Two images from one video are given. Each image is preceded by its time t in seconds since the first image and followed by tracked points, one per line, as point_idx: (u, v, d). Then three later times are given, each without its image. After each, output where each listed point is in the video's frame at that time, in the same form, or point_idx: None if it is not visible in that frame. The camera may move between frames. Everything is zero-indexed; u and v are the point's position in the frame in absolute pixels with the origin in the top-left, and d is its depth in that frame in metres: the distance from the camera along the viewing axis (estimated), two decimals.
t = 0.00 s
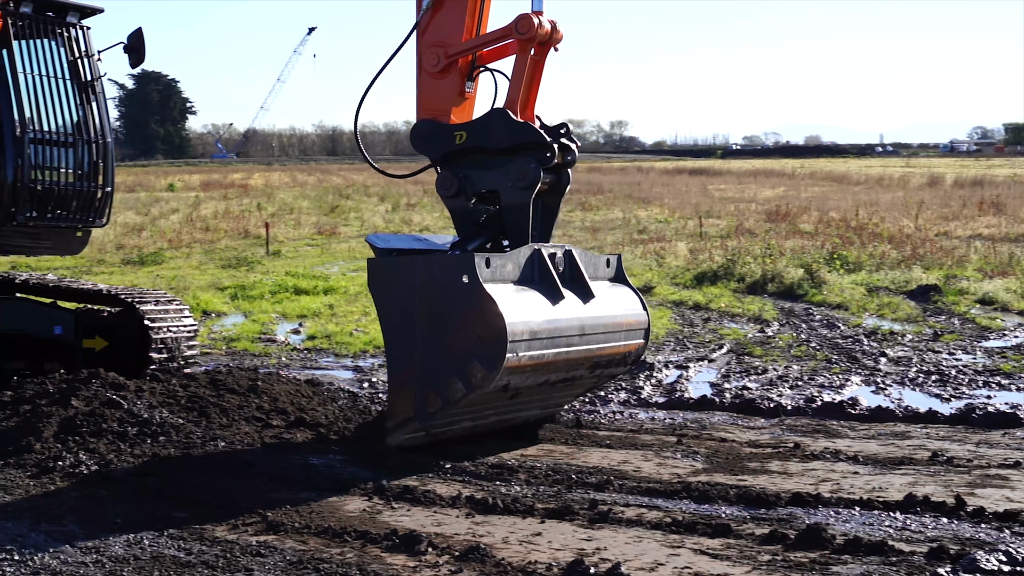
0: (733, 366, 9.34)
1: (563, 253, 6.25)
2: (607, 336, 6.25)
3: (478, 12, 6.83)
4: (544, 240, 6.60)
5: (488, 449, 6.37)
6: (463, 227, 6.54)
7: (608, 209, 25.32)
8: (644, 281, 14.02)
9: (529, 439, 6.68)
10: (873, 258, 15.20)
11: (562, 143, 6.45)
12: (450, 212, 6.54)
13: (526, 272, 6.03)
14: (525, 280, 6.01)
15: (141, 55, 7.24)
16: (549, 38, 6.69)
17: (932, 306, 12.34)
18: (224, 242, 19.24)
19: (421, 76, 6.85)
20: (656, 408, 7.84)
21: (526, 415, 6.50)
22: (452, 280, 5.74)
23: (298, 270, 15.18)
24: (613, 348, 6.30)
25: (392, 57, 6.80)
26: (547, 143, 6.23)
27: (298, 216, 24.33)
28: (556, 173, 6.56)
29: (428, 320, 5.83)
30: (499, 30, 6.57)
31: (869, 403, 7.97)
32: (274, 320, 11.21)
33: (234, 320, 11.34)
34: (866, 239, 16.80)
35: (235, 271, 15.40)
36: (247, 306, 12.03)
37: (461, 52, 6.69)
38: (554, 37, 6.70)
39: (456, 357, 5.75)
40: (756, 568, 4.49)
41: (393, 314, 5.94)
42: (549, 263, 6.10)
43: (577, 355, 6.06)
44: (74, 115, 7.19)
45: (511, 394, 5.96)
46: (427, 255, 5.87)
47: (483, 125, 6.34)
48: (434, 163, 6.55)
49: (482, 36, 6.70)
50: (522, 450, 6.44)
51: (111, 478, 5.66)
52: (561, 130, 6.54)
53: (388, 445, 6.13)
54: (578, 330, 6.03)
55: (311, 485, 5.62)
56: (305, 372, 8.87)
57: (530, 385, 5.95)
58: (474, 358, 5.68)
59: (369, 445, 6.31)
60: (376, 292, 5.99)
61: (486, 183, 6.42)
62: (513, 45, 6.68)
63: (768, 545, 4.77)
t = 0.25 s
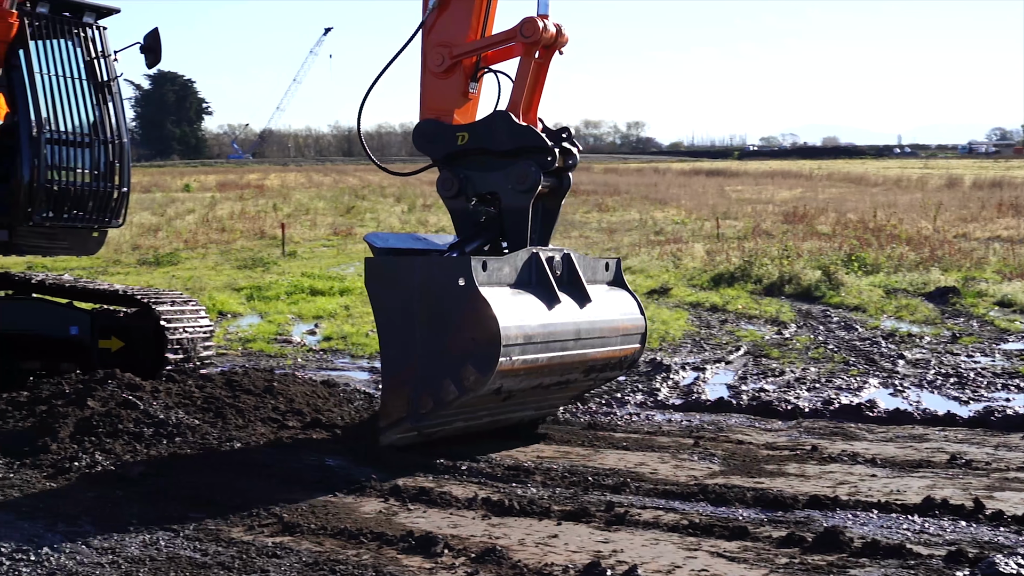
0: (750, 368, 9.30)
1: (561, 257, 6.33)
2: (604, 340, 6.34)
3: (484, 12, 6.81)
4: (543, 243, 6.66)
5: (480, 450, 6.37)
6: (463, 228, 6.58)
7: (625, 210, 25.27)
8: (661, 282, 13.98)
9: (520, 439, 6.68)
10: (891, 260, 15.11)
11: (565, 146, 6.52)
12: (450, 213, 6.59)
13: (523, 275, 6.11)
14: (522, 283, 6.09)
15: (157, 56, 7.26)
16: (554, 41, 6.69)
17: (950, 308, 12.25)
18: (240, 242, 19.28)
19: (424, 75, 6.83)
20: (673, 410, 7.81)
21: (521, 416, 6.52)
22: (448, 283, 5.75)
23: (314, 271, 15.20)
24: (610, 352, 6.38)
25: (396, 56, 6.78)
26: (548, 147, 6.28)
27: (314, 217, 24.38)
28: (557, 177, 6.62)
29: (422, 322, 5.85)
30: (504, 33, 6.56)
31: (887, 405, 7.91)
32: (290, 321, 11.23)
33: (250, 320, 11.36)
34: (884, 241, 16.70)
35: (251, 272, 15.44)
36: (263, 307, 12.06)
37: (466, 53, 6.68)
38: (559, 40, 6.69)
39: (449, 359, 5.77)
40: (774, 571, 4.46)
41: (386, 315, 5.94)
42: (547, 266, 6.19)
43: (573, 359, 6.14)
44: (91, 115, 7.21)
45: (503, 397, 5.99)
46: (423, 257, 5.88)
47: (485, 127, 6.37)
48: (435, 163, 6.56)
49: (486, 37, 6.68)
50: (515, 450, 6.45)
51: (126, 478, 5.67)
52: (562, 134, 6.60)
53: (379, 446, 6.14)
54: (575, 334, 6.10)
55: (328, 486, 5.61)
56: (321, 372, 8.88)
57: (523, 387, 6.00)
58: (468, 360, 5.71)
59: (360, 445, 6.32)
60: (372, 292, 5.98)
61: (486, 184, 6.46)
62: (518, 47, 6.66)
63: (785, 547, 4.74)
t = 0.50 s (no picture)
0: (766, 369, 9.26)
1: (559, 261, 6.32)
2: (600, 344, 6.34)
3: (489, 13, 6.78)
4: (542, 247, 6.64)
5: (476, 449, 6.41)
6: (462, 229, 6.60)
7: (639, 211, 25.25)
8: (676, 283, 13.93)
9: (524, 438, 6.71)
10: (908, 261, 15.02)
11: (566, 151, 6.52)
12: (450, 213, 6.61)
13: (520, 279, 6.11)
14: (519, 286, 6.09)
15: (173, 56, 7.29)
16: (559, 44, 6.66)
17: (967, 310, 12.17)
18: (255, 243, 19.34)
19: (429, 76, 6.81)
20: (688, 412, 7.78)
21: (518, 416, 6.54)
22: (444, 286, 5.77)
23: (328, 272, 15.22)
24: (605, 356, 6.39)
25: (400, 56, 6.76)
26: (549, 152, 6.28)
27: (329, 218, 24.43)
28: (558, 180, 6.58)
29: (418, 323, 5.87)
30: (508, 36, 6.53)
31: (904, 407, 7.86)
32: (304, 321, 11.24)
33: (264, 321, 11.39)
34: (900, 242, 16.61)
35: (266, 272, 15.48)
36: (278, 308, 12.08)
37: (470, 55, 6.66)
38: (564, 43, 6.67)
39: (443, 361, 5.80)
40: (790, 573, 4.43)
41: (383, 315, 5.98)
42: (544, 270, 6.18)
43: (568, 363, 6.14)
44: (106, 115, 7.23)
45: (496, 400, 6.02)
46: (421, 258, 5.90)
47: (487, 129, 6.40)
48: (437, 163, 6.60)
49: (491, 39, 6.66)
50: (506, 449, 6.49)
51: (141, 478, 5.68)
52: (563, 139, 6.59)
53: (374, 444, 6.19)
54: (570, 338, 6.10)
55: (343, 487, 5.61)
56: (335, 373, 8.89)
57: (516, 391, 6.01)
58: (461, 364, 5.73)
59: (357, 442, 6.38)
60: (370, 291, 6.02)
61: (487, 186, 6.48)
62: (522, 50, 6.64)
63: (802, 550, 4.70)
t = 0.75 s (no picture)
0: (786, 371, 9.20)
1: (558, 265, 6.32)
2: (596, 349, 6.37)
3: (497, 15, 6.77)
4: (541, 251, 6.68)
5: (471, 450, 6.43)
6: (463, 231, 6.61)
7: (658, 211, 25.20)
8: (696, 284, 13.88)
9: (544, 438, 6.73)
10: (929, 263, 14.92)
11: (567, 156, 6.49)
12: (451, 214, 6.61)
13: (518, 283, 6.12)
14: (516, 291, 6.10)
15: (192, 56, 7.31)
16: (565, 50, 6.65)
17: (989, 311, 12.07)
18: (273, 243, 19.40)
19: (434, 76, 6.80)
20: (708, 413, 7.74)
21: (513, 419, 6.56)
22: (441, 289, 5.81)
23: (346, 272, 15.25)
24: (601, 362, 6.43)
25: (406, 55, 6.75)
26: (551, 157, 6.28)
27: (348, 218, 24.48)
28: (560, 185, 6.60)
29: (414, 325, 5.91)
30: (515, 40, 6.52)
31: (924, 409, 7.79)
32: (323, 322, 11.26)
33: (282, 322, 11.42)
34: (921, 243, 16.49)
35: (284, 273, 15.52)
36: (296, 308, 12.11)
37: (476, 57, 6.65)
38: (570, 49, 6.65)
39: (437, 365, 5.83)
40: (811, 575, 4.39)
41: (380, 315, 6.02)
42: (542, 275, 6.19)
43: (563, 368, 6.17)
44: (125, 116, 7.26)
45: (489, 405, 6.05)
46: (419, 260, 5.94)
47: (491, 132, 6.39)
48: (439, 164, 6.59)
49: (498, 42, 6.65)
50: (505, 447, 6.51)
51: (159, 478, 5.69)
52: (566, 145, 6.59)
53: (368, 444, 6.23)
54: (566, 343, 6.13)
55: (362, 488, 5.61)
56: (353, 374, 8.90)
57: (509, 396, 6.04)
58: (454, 368, 5.76)
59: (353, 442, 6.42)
60: (369, 290, 6.07)
61: (488, 190, 6.48)
62: (528, 54, 6.63)
63: (822, 552, 4.67)
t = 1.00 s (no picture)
0: (803, 373, 9.15)
1: (553, 269, 6.33)
2: (589, 355, 6.36)
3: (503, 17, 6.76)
4: (538, 255, 6.68)
5: (466, 446, 6.48)
6: (460, 233, 6.61)
7: (675, 212, 25.14)
8: (712, 285, 13.84)
9: (559, 440, 6.72)
10: (947, 264, 14.82)
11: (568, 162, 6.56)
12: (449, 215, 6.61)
13: (513, 287, 6.14)
14: (511, 294, 6.13)
15: (207, 57, 7.32)
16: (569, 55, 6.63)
17: (1008, 313, 11.98)
18: (288, 244, 19.45)
19: (437, 77, 6.79)
20: (724, 415, 7.71)
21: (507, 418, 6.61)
22: (435, 293, 5.87)
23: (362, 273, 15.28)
24: (594, 368, 6.42)
25: (410, 54, 6.75)
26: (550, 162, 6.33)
27: (363, 219, 24.53)
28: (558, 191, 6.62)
29: (407, 327, 5.99)
30: (519, 44, 6.50)
31: (942, 412, 7.73)
32: (338, 323, 11.27)
33: (298, 322, 11.45)
34: (939, 244, 16.40)
35: (300, 273, 15.56)
36: (312, 309, 12.13)
37: (480, 58, 6.64)
38: (574, 54, 6.63)
39: (429, 367, 5.91)
40: None
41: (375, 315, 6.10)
42: (537, 279, 6.20)
43: (555, 373, 6.19)
44: (141, 116, 7.27)
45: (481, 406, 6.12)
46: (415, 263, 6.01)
47: (491, 134, 6.42)
48: (438, 164, 6.61)
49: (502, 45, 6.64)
50: (513, 447, 6.52)
51: (174, 479, 5.70)
52: (566, 150, 6.64)
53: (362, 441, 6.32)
54: (558, 349, 6.14)
55: (377, 489, 5.60)
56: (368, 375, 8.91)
57: (500, 399, 6.08)
58: (446, 371, 5.84)
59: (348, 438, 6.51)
60: (364, 290, 6.15)
61: (485, 192, 6.46)
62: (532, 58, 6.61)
63: (839, 555, 4.63)
